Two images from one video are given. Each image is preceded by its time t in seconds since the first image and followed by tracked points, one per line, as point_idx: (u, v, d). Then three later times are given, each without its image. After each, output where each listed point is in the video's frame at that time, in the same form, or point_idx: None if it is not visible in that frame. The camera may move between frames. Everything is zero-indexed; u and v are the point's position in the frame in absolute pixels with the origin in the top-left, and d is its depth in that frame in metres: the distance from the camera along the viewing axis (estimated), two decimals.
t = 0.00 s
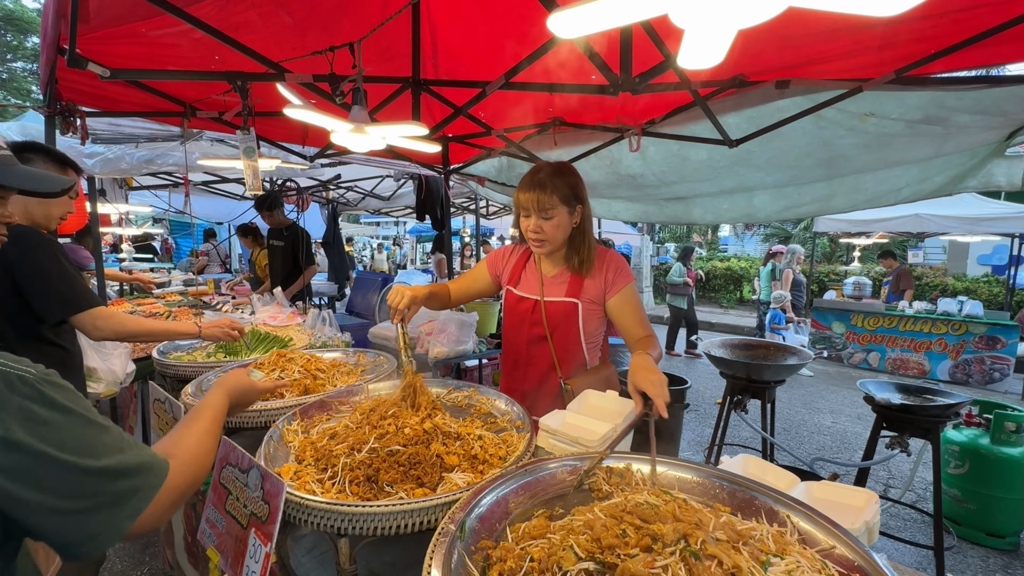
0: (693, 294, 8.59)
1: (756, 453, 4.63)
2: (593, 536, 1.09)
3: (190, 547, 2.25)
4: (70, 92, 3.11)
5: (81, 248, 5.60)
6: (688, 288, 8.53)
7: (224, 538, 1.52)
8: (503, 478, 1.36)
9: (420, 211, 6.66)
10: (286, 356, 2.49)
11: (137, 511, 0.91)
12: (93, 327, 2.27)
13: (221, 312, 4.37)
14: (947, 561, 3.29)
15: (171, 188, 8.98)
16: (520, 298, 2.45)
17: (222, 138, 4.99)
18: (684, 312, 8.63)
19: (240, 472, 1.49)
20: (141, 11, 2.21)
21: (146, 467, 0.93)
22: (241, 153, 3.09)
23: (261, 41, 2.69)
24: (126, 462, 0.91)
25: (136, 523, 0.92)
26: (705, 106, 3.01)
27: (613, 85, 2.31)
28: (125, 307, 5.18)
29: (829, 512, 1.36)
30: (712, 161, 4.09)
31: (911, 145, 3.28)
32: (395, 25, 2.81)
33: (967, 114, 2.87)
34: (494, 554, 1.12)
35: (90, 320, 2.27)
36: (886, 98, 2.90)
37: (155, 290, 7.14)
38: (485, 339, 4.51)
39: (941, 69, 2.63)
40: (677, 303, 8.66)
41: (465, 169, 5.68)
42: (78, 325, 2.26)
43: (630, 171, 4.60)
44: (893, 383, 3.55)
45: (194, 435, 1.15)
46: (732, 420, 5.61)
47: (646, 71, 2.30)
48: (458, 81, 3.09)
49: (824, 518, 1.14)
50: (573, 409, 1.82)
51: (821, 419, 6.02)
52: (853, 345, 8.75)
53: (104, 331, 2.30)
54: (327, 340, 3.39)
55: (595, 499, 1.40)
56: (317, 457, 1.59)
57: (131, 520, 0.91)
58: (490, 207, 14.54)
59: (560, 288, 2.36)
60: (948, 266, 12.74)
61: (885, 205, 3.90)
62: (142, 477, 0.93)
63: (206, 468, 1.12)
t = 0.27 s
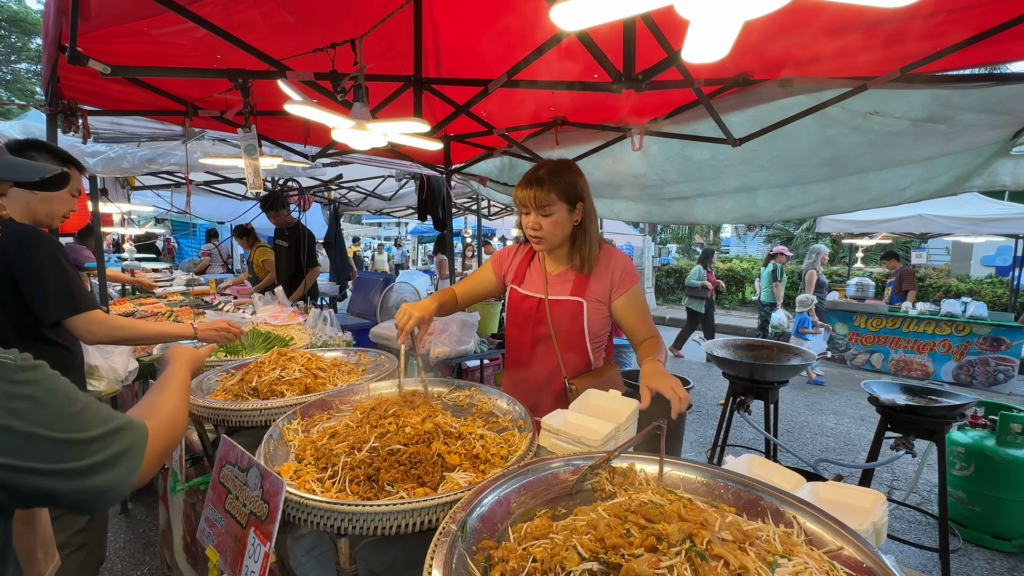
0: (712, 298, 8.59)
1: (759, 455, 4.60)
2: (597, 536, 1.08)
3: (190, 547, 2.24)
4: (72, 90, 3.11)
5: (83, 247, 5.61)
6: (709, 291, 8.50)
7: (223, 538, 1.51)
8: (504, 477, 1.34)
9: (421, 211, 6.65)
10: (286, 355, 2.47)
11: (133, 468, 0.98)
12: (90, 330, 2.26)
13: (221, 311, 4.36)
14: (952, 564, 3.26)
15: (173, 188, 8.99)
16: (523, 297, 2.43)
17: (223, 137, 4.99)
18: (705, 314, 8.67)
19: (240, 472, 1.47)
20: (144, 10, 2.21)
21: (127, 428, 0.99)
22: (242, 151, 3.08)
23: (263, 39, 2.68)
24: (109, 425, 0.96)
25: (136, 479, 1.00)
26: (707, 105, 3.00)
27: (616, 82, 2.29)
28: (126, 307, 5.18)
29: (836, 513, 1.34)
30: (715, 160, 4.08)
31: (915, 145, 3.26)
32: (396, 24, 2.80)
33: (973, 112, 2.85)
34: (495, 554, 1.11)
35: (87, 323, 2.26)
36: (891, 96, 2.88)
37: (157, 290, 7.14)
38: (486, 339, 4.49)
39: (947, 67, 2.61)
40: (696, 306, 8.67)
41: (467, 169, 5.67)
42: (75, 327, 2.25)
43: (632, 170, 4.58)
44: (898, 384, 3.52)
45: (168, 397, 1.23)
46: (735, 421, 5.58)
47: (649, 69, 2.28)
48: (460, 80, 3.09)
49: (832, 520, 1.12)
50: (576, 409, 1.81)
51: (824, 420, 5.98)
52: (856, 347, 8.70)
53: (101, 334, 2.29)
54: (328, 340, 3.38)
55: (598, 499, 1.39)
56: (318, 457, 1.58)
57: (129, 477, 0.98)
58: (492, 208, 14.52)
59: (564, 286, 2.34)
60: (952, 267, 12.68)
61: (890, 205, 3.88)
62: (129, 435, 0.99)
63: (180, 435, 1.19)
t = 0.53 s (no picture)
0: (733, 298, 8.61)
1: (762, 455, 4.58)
2: (605, 535, 1.07)
3: (192, 547, 2.24)
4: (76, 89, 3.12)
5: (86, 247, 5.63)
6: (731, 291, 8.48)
7: (227, 536, 1.50)
8: (509, 477, 1.34)
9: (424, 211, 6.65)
10: (289, 354, 2.47)
11: (98, 518, 0.89)
12: (91, 332, 2.26)
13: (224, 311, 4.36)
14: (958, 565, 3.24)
15: (176, 188, 9.01)
16: (527, 296, 2.43)
17: (227, 137, 5.00)
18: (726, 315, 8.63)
19: (244, 470, 1.47)
20: (149, 9, 2.22)
21: (106, 470, 0.91)
22: (245, 150, 3.07)
23: (267, 38, 2.68)
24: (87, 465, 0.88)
25: (99, 528, 0.91)
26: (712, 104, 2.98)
27: (621, 80, 2.28)
28: (129, 306, 5.18)
29: (845, 513, 1.33)
30: (718, 160, 4.06)
31: (921, 144, 3.25)
32: (400, 22, 2.80)
33: (980, 111, 2.83)
34: (502, 554, 1.10)
35: (87, 325, 2.24)
36: (897, 95, 2.87)
37: (159, 289, 7.15)
38: (488, 338, 4.49)
39: (954, 65, 2.59)
40: (718, 306, 8.63)
41: (469, 169, 5.67)
42: (76, 329, 2.24)
43: (636, 170, 4.58)
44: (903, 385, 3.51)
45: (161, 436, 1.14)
46: (738, 422, 5.56)
47: (654, 67, 2.28)
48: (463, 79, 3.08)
49: (842, 520, 1.11)
50: (580, 408, 1.80)
51: (827, 421, 5.96)
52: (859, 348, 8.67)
53: (102, 335, 2.28)
54: (331, 339, 3.38)
55: (604, 499, 1.38)
56: (322, 455, 1.57)
57: (91, 527, 0.90)
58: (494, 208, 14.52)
59: (569, 285, 2.33)
60: (955, 268, 12.63)
61: (894, 204, 3.87)
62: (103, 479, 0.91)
63: (170, 472, 1.11)
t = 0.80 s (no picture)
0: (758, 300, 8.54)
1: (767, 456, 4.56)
2: (614, 540, 1.06)
3: (196, 548, 2.23)
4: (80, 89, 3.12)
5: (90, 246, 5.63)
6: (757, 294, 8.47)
7: (232, 538, 1.50)
8: (516, 479, 1.32)
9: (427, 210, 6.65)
10: (293, 354, 2.46)
11: (128, 515, 0.93)
12: (96, 333, 2.28)
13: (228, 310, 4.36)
14: (965, 568, 3.21)
15: (179, 187, 9.01)
16: (532, 298, 2.41)
17: (230, 136, 5.00)
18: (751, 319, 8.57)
19: (249, 472, 1.46)
20: (152, 8, 2.21)
21: (131, 468, 0.94)
22: (249, 149, 3.07)
23: (271, 38, 2.67)
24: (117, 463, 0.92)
25: (127, 529, 0.95)
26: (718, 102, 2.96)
27: (627, 79, 2.26)
28: (133, 305, 5.19)
29: (855, 518, 1.31)
30: (724, 159, 4.04)
31: (929, 143, 3.21)
32: (404, 21, 2.79)
33: (991, 109, 2.78)
34: (509, 559, 1.09)
35: (91, 325, 2.26)
36: (906, 94, 2.83)
37: (163, 289, 7.16)
38: (492, 338, 4.48)
39: (964, 63, 2.55)
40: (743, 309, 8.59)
41: (473, 168, 5.66)
42: (81, 329, 2.27)
43: (640, 169, 4.55)
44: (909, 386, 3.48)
45: (171, 430, 1.20)
46: (742, 422, 5.54)
47: (660, 65, 2.25)
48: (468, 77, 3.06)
49: (854, 525, 1.10)
50: (585, 410, 1.79)
51: (832, 421, 5.93)
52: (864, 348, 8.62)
53: (106, 335, 2.31)
54: (334, 339, 3.37)
55: (611, 502, 1.37)
56: (327, 457, 1.56)
57: (122, 524, 0.93)
58: (497, 207, 14.50)
59: (574, 286, 2.32)
60: (961, 268, 12.54)
61: (901, 204, 3.84)
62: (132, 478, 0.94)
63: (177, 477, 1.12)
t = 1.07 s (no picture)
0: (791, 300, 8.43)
1: (776, 456, 4.51)
2: (629, 546, 1.05)
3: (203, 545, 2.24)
4: (87, 86, 3.12)
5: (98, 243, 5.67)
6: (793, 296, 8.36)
7: (239, 538, 1.49)
8: (528, 480, 1.30)
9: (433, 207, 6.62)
10: (301, 352, 2.45)
11: (193, 533, 0.83)
12: (102, 332, 2.29)
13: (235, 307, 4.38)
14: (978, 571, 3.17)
15: (187, 184, 9.05)
16: (537, 296, 2.38)
17: (237, 133, 5.00)
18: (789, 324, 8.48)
19: (256, 471, 1.45)
20: (159, 4, 2.19)
21: (205, 482, 0.83)
22: (256, 146, 3.06)
23: (278, 34, 2.65)
24: (191, 480, 0.81)
25: (189, 546, 0.84)
26: (729, 98, 2.91)
27: (639, 73, 2.22)
28: (141, 302, 5.22)
29: (874, 522, 1.28)
30: (734, 155, 3.98)
31: (946, 138, 3.15)
32: (411, 16, 2.76)
33: (1003, 101, 2.68)
34: (521, 563, 1.07)
35: (98, 324, 2.28)
36: (922, 88, 2.77)
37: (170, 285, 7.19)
38: (498, 336, 4.46)
39: (984, 56, 2.49)
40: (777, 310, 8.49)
41: (479, 165, 5.63)
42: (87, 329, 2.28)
43: (649, 165, 4.51)
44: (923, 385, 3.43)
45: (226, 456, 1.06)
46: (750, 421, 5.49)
47: (673, 59, 2.21)
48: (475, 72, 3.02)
49: (875, 531, 1.07)
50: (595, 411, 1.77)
51: (841, 421, 5.87)
52: (873, 346, 8.52)
53: (112, 334, 2.33)
54: (341, 336, 3.37)
55: (623, 504, 1.35)
56: (335, 457, 1.55)
57: (188, 542, 0.83)
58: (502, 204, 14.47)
59: (579, 285, 2.29)
60: (972, 265, 12.37)
61: (915, 201, 3.77)
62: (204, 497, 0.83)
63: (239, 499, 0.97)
